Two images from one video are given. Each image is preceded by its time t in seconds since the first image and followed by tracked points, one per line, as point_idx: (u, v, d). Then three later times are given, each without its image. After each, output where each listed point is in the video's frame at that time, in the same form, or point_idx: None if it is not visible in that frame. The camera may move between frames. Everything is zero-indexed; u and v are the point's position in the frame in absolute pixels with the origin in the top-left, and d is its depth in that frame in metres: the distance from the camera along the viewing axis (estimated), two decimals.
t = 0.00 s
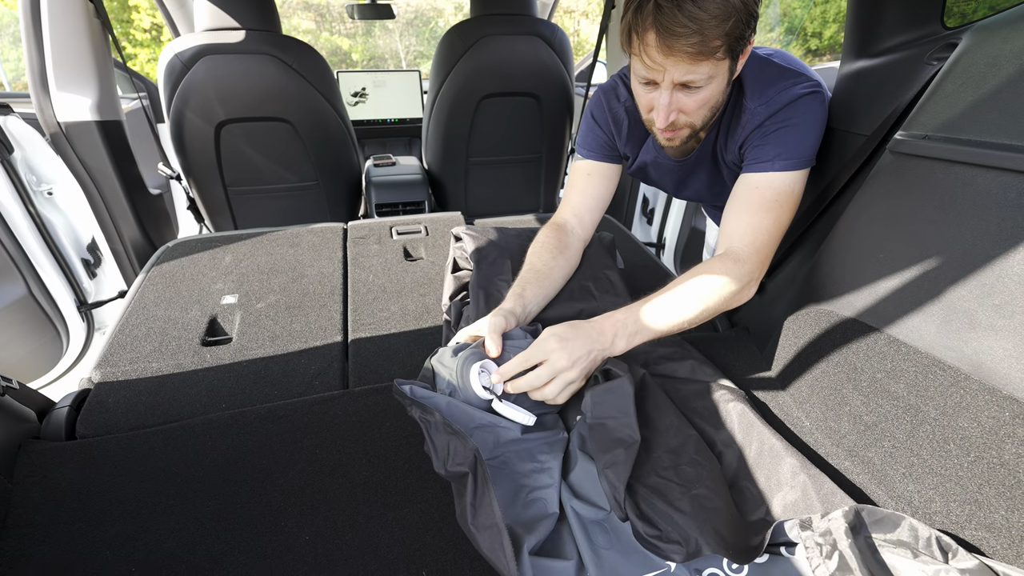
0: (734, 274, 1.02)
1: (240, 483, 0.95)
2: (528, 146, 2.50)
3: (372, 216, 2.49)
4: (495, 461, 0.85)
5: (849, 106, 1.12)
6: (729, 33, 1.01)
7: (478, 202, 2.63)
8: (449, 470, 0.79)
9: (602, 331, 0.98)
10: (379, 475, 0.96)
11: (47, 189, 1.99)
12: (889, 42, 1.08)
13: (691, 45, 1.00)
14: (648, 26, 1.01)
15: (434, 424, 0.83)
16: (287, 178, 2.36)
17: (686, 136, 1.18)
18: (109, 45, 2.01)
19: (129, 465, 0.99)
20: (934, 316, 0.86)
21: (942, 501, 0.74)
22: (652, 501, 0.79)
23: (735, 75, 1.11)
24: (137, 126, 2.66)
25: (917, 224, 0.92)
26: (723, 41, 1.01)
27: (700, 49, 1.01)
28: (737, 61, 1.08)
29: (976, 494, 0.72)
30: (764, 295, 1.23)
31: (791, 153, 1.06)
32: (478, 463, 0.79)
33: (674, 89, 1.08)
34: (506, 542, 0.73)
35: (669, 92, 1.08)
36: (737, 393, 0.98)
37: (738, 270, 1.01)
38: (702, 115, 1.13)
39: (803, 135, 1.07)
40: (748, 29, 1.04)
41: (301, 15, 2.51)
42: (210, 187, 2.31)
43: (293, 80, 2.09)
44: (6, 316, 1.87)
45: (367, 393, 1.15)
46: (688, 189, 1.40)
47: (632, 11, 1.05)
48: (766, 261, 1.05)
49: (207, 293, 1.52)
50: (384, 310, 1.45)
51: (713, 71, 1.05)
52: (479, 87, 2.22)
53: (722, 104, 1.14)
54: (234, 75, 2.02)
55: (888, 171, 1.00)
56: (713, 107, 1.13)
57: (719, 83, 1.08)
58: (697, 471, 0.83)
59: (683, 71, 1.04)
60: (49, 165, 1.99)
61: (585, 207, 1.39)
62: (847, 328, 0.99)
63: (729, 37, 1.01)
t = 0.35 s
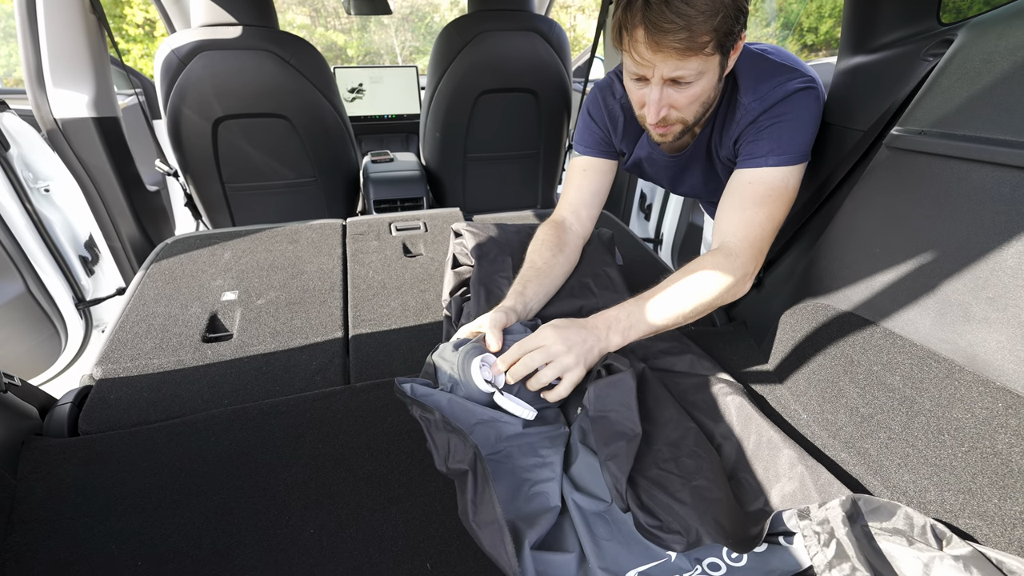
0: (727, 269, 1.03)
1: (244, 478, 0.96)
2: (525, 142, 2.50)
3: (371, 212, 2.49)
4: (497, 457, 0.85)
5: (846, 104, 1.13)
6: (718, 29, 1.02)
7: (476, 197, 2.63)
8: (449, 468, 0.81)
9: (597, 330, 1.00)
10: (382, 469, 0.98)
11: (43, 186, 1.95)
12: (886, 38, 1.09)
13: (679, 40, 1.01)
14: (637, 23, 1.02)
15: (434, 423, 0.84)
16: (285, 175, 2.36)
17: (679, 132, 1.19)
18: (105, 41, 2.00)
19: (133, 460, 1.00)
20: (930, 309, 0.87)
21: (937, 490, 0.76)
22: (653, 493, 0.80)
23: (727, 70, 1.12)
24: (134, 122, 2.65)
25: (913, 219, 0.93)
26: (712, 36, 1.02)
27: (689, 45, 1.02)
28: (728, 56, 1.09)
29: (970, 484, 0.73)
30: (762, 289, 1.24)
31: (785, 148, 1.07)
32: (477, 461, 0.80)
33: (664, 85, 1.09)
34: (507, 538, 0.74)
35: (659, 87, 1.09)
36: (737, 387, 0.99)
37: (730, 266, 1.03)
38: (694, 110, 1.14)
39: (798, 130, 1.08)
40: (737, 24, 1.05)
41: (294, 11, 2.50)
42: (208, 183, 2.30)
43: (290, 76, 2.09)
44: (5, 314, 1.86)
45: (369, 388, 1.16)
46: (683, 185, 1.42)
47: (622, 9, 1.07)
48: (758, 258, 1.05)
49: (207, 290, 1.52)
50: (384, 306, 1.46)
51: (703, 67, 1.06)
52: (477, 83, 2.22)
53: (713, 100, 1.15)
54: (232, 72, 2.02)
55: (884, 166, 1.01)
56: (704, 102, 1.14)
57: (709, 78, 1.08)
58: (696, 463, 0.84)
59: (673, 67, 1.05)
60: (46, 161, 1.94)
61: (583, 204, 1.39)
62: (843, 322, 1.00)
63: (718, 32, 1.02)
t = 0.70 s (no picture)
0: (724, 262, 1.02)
1: (249, 472, 0.97)
2: (523, 140, 2.51)
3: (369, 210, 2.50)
4: (502, 447, 0.86)
5: (841, 104, 1.14)
6: (695, 22, 1.03)
7: (474, 195, 2.64)
8: (452, 464, 0.83)
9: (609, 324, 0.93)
10: (386, 463, 0.99)
11: (43, 183, 1.95)
12: (881, 39, 1.11)
13: (656, 34, 1.03)
14: (615, 19, 1.05)
15: (437, 419, 0.85)
16: (284, 173, 2.37)
17: (666, 127, 1.20)
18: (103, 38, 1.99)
19: (139, 455, 1.01)
20: (924, 305, 0.88)
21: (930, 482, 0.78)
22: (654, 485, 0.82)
23: (710, 64, 1.13)
24: (132, 119, 2.65)
25: (908, 216, 0.94)
26: (689, 29, 1.04)
27: (666, 38, 1.03)
28: (710, 50, 1.10)
29: (962, 475, 0.76)
30: (759, 286, 1.26)
31: (775, 144, 1.08)
32: (480, 457, 0.81)
33: (645, 79, 1.10)
34: (511, 533, 0.74)
35: (640, 82, 1.11)
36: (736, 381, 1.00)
37: (729, 259, 1.02)
38: (679, 105, 1.15)
39: (788, 126, 1.09)
40: (715, 18, 1.07)
41: (290, 7, 2.48)
42: (206, 181, 2.31)
43: (289, 74, 2.09)
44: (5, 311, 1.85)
45: (371, 384, 1.17)
46: (679, 181, 1.43)
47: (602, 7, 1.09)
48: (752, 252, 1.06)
49: (208, 287, 1.53)
50: (385, 303, 1.47)
51: (682, 60, 1.07)
52: (475, 81, 2.23)
53: (698, 94, 1.16)
54: (231, 70, 2.02)
55: (879, 164, 1.03)
56: (689, 97, 1.15)
57: (690, 72, 1.10)
58: (695, 455, 0.85)
59: (651, 60, 1.06)
60: (45, 159, 1.95)
61: (581, 202, 1.40)
62: (839, 318, 1.02)
63: (695, 25, 1.04)
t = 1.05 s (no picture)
0: (718, 262, 1.03)
1: (250, 472, 0.98)
2: (518, 140, 2.53)
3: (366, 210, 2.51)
4: (504, 447, 0.88)
5: (831, 109, 1.17)
6: (662, 25, 1.06)
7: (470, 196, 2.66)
8: (457, 464, 0.84)
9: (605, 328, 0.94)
10: (385, 463, 1.00)
11: (38, 184, 1.91)
12: (871, 45, 1.12)
13: (624, 39, 1.05)
14: (585, 28, 1.09)
15: (443, 419, 0.85)
16: (281, 173, 2.37)
17: (649, 128, 1.22)
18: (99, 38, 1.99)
19: (140, 455, 1.02)
20: (913, 306, 0.90)
21: (919, 478, 0.80)
22: (650, 482, 0.83)
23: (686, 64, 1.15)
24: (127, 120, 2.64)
25: (898, 218, 0.96)
26: (657, 32, 1.06)
27: (634, 43, 1.06)
28: (683, 51, 1.12)
29: (950, 471, 0.77)
30: (752, 287, 1.28)
31: (762, 144, 1.10)
32: (485, 457, 0.83)
33: (620, 83, 1.13)
34: (511, 531, 0.76)
35: (616, 86, 1.14)
36: (730, 380, 1.02)
37: (723, 260, 1.03)
38: (658, 106, 1.17)
39: (776, 126, 1.10)
40: (683, 19, 1.09)
41: (284, 6, 2.48)
42: (203, 182, 2.31)
43: (286, 75, 2.09)
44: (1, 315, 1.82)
45: (370, 385, 1.18)
46: (671, 182, 1.45)
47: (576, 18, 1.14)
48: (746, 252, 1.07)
49: (206, 288, 1.54)
50: (383, 304, 1.49)
51: (654, 62, 1.09)
52: (472, 82, 2.23)
53: (678, 94, 1.18)
54: (228, 71, 2.03)
55: (870, 168, 1.05)
56: (668, 97, 1.17)
57: (664, 73, 1.12)
58: (691, 452, 0.87)
59: (623, 65, 1.09)
60: (41, 160, 1.91)
61: (578, 205, 1.42)
62: (831, 319, 1.04)
63: (662, 28, 1.06)
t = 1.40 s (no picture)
0: (711, 259, 1.04)
1: (246, 474, 0.99)
2: (512, 142, 2.54)
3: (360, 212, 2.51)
4: (503, 447, 0.89)
5: (820, 114, 1.18)
6: (641, 31, 1.07)
7: (465, 198, 2.67)
8: (460, 465, 0.85)
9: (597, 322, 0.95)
10: (382, 464, 1.01)
11: (30, 185, 1.96)
12: (858, 52, 1.14)
13: (603, 46, 1.07)
14: (569, 40, 1.11)
15: (447, 419, 0.86)
16: (275, 175, 2.37)
17: (636, 132, 1.23)
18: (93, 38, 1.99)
19: (135, 458, 1.02)
20: (901, 309, 0.92)
21: (907, 478, 0.81)
22: (644, 482, 0.85)
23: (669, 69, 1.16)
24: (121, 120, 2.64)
25: (886, 223, 0.98)
26: (636, 38, 1.08)
27: (614, 50, 1.08)
28: (665, 56, 1.13)
29: (936, 471, 0.79)
30: (745, 289, 1.30)
31: (751, 144, 1.11)
32: (489, 457, 0.83)
33: (604, 89, 1.15)
34: (510, 532, 0.77)
35: (601, 92, 1.15)
36: (722, 382, 1.04)
37: (716, 256, 1.04)
38: (643, 110, 1.18)
39: (763, 126, 1.12)
40: (662, 25, 1.10)
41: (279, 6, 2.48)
42: (197, 183, 2.30)
43: (281, 77, 2.10)
44: None
45: (366, 387, 1.19)
46: (663, 184, 1.46)
47: (561, 30, 1.16)
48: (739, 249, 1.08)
49: (201, 290, 1.54)
50: (379, 306, 1.49)
51: (635, 68, 1.11)
52: (467, 84, 2.24)
53: (662, 99, 1.19)
54: (223, 72, 2.03)
55: (859, 173, 1.07)
56: (653, 101, 1.17)
57: (647, 78, 1.13)
58: (684, 453, 0.88)
59: (605, 71, 1.11)
60: (34, 161, 1.96)
61: (573, 208, 1.43)
62: (821, 321, 1.05)
63: (641, 34, 1.08)
